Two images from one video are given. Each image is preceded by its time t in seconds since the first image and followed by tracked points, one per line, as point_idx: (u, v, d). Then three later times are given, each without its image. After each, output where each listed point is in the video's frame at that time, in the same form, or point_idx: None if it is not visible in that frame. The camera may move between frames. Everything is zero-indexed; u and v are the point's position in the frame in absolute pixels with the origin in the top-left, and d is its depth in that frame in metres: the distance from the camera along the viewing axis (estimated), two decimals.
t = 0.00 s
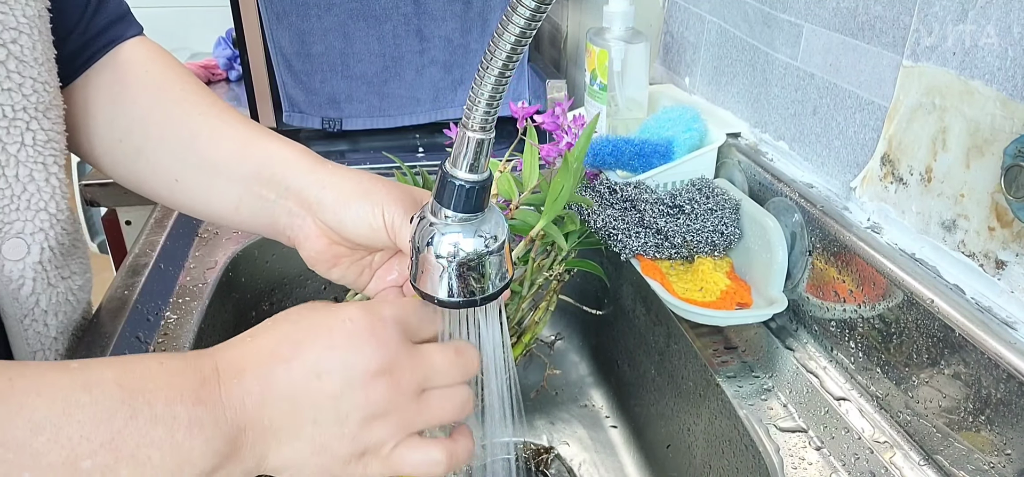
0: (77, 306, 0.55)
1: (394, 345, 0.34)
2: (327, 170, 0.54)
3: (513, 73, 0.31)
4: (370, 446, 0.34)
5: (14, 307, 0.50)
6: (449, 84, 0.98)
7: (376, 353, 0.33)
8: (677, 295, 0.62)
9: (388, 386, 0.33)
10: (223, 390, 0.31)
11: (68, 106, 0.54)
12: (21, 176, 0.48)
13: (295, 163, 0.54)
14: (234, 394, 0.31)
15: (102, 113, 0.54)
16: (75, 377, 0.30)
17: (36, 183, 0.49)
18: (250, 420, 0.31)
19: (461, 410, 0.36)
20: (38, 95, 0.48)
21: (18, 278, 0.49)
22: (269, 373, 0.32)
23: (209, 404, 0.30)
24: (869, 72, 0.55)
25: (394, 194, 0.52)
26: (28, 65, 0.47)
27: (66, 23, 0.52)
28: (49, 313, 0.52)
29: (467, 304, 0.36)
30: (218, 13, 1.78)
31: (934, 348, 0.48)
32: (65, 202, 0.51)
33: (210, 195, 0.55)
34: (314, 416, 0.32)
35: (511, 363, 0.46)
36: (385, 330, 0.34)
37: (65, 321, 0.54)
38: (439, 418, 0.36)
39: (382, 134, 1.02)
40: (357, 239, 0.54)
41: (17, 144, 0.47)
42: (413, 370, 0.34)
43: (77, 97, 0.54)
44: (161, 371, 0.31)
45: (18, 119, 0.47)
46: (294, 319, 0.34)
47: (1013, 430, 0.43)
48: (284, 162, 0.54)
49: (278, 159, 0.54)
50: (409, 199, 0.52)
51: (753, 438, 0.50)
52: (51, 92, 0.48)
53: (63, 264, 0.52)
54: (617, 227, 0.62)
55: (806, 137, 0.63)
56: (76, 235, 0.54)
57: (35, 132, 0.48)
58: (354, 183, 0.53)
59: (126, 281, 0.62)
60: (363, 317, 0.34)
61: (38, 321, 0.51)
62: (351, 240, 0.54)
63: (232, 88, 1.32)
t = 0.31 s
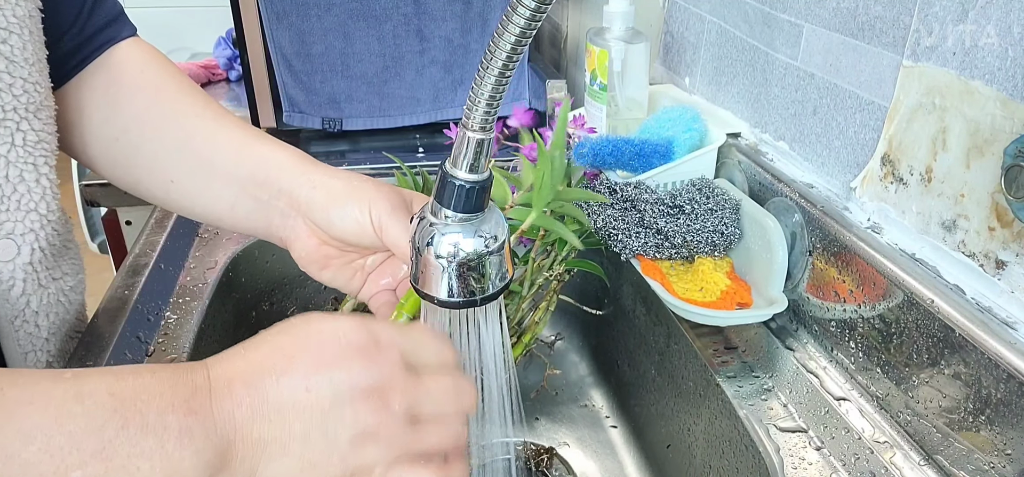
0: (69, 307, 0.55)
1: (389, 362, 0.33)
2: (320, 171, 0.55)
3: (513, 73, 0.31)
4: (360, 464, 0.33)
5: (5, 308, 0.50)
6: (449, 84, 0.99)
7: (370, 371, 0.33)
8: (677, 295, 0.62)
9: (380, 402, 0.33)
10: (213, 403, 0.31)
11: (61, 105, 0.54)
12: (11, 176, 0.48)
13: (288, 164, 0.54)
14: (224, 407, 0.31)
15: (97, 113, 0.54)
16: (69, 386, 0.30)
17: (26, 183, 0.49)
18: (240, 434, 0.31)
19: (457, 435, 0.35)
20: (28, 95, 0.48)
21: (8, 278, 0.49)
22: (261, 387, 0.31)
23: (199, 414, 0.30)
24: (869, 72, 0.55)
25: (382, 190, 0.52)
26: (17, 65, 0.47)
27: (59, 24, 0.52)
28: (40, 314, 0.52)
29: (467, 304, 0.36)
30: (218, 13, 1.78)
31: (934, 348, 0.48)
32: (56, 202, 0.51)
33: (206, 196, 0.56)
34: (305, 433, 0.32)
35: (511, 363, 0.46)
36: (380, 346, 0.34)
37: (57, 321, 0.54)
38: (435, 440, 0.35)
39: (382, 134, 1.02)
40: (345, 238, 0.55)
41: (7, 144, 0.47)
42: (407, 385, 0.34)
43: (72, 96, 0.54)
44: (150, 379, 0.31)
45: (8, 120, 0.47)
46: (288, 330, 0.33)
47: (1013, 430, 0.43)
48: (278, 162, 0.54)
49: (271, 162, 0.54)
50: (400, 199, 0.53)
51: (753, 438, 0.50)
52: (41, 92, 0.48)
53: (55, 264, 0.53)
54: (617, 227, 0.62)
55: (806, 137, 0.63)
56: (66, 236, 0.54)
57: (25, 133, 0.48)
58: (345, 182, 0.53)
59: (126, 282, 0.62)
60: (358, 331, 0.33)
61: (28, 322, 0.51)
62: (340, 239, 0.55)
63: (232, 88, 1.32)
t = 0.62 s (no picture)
0: (64, 306, 0.55)
1: (385, 346, 0.33)
2: (319, 162, 0.55)
3: (514, 72, 0.31)
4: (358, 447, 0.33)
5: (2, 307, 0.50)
6: (449, 84, 0.99)
7: (364, 356, 0.32)
8: (677, 295, 0.62)
9: (377, 387, 0.33)
10: (204, 392, 0.31)
11: (59, 106, 0.54)
12: (7, 175, 0.48)
13: (286, 156, 0.54)
14: (216, 395, 0.31)
15: (96, 112, 0.54)
16: (59, 387, 0.29)
17: (22, 182, 0.49)
18: (234, 422, 0.31)
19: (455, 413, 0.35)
20: (23, 95, 0.48)
21: (5, 277, 0.49)
22: (254, 374, 0.31)
23: (187, 405, 0.30)
24: (869, 72, 0.55)
25: (378, 176, 0.52)
26: (12, 64, 0.46)
27: (54, 23, 0.52)
28: (37, 313, 0.52)
29: (468, 304, 0.36)
30: (218, 13, 1.78)
31: (934, 348, 0.48)
32: (52, 201, 0.51)
33: (206, 190, 0.56)
34: (301, 418, 0.32)
35: (511, 363, 0.46)
36: (375, 329, 0.33)
37: (53, 321, 0.54)
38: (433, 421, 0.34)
39: (382, 134, 1.02)
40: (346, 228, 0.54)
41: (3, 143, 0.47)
42: (403, 369, 0.33)
43: (69, 96, 0.54)
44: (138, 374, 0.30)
45: (3, 118, 0.47)
46: (282, 316, 0.33)
47: (1013, 430, 0.43)
48: (276, 155, 0.54)
49: (269, 155, 0.54)
50: (398, 186, 0.52)
51: (753, 438, 0.50)
52: (36, 91, 0.48)
53: (51, 264, 0.52)
54: (617, 227, 0.62)
55: (806, 136, 0.63)
56: (63, 235, 0.54)
57: (20, 132, 0.48)
58: (343, 172, 0.53)
59: (126, 282, 0.62)
60: (356, 326, 0.33)
61: (25, 321, 0.51)
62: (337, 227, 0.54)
63: (232, 88, 1.32)
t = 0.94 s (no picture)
0: (66, 304, 0.55)
1: (397, 358, 0.34)
2: (315, 157, 0.55)
3: (513, 73, 0.31)
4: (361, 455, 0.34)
5: (3, 304, 0.50)
6: (449, 84, 0.99)
7: (374, 370, 0.33)
8: (677, 295, 0.62)
9: (384, 401, 0.34)
10: (212, 387, 0.31)
11: (57, 103, 0.54)
12: (7, 173, 0.48)
13: (282, 151, 0.55)
14: (223, 391, 0.31)
15: (94, 109, 0.54)
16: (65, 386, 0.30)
17: (22, 180, 0.48)
18: (242, 421, 0.32)
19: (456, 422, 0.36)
20: (22, 93, 0.48)
21: (7, 274, 0.49)
22: (265, 379, 0.32)
23: (195, 406, 0.31)
24: (869, 72, 0.55)
25: (371, 170, 0.52)
26: (12, 61, 0.46)
27: (53, 20, 0.52)
28: (38, 311, 0.52)
29: (467, 304, 0.36)
30: (218, 14, 1.78)
31: (934, 348, 0.48)
32: (53, 199, 0.51)
33: (205, 186, 0.56)
34: (307, 424, 0.33)
35: (511, 363, 0.46)
36: (390, 338, 0.34)
37: (55, 318, 0.54)
38: (434, 429, 0.36)
39: (382, 134, 1.02)
40: (338, 221, 0.54)
41: (3, 141, 0.47)
42: (410, 380, 0.34)
43: (67, 93, 0.54)
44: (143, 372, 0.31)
45: (4, 116, 0.47)
46: (296, 317, 0.34)
47: (1013, 430, 0.43)
48: (275, 152, 0.54)
49: (266, 150, 0.54)
50: (392, 180, 0.53)
51: (753, 438, 0.50)
52: (35, 89, 0.48)
53: (52, 262, 0.52)
54: (617, 227, 0.62)
55: (806, 136, 0.63)
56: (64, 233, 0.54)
57: (21, 129, 0.48)
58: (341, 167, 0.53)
59: (125, 281, 0.61)
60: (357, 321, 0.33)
61: (27, 319, 0.51)
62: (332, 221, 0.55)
63: (232, 88, 1.33)
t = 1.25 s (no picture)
0: (67, 304, 0.55)
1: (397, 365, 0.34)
2: (315, 152, 0.55)
3: (514, 72, 0.31)
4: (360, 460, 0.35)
5: (4, 305, 0.50)
6: (449, 84, 0.99)
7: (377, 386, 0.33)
8: (677, 295, 0.62)
9: (386, 414, 0.34)
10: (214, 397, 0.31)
11: (59, 104, 0.54)
12: (9, 174, 0.48)
13: (283, 146, 0.54)
14: (226, 401, 0.32)
15: (95, 110, 0.54)
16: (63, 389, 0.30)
17: (23, 181, 0.48)
18: (244, 431, 0.32)
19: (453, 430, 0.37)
20: (24, 93, 0.48)
21: (8, 275, 0.49)
22: (269, 391, 0.32)
23: (195, 415, 0.31)
24: (870, 72, 0.55)
25: (370, 165, 0.52)
26: (14, 63, 0.47)
27: (53, 22, 0.52)
28: (39, 311, 0.52)
29: (467, 304, 0.36)
30: (218, 13, 1.78)
31: (934, 348, 0.48)
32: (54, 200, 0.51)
33: (208, 183, 0.56)
34: (308, 434, 0.33)
35: (511, 363, 0.46)
36: (393, 351, 0.34)
37: (56, 319, 0.54)
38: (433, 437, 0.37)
39: (382, 134, 1.02)
40: (340, 218, 0.54)
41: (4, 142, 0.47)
42: (412, 391, 0.35)
43: (68, 93, 0.54)
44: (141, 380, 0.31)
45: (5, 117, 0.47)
46: (298, 326, 0.34)
47: (1013, 430, 0.43)
48: (276, 148, 0.54)
49: (266, 147, 0.54)
50: (391, 174, 0.52)
51: (753, 438, 0.50)
52: (36, 90, 0.48)
53: (53, 262, 0.52)
54: (617, 227, 0.61)
55: (806, 136, 0.63)
56: (64, 234, 0.54)
57: (22, 130, 0.48)
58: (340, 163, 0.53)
59: (125, 281, 0.61)
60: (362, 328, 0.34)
61: (28, 319, 0.51)
62: (333, 219, 0.54)
63: (232, 88, 1.33)
